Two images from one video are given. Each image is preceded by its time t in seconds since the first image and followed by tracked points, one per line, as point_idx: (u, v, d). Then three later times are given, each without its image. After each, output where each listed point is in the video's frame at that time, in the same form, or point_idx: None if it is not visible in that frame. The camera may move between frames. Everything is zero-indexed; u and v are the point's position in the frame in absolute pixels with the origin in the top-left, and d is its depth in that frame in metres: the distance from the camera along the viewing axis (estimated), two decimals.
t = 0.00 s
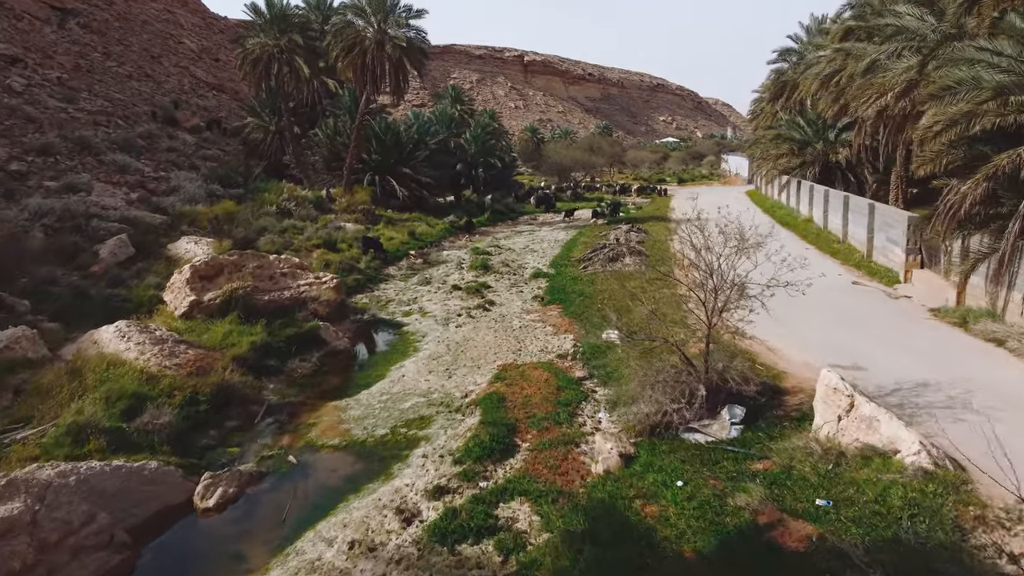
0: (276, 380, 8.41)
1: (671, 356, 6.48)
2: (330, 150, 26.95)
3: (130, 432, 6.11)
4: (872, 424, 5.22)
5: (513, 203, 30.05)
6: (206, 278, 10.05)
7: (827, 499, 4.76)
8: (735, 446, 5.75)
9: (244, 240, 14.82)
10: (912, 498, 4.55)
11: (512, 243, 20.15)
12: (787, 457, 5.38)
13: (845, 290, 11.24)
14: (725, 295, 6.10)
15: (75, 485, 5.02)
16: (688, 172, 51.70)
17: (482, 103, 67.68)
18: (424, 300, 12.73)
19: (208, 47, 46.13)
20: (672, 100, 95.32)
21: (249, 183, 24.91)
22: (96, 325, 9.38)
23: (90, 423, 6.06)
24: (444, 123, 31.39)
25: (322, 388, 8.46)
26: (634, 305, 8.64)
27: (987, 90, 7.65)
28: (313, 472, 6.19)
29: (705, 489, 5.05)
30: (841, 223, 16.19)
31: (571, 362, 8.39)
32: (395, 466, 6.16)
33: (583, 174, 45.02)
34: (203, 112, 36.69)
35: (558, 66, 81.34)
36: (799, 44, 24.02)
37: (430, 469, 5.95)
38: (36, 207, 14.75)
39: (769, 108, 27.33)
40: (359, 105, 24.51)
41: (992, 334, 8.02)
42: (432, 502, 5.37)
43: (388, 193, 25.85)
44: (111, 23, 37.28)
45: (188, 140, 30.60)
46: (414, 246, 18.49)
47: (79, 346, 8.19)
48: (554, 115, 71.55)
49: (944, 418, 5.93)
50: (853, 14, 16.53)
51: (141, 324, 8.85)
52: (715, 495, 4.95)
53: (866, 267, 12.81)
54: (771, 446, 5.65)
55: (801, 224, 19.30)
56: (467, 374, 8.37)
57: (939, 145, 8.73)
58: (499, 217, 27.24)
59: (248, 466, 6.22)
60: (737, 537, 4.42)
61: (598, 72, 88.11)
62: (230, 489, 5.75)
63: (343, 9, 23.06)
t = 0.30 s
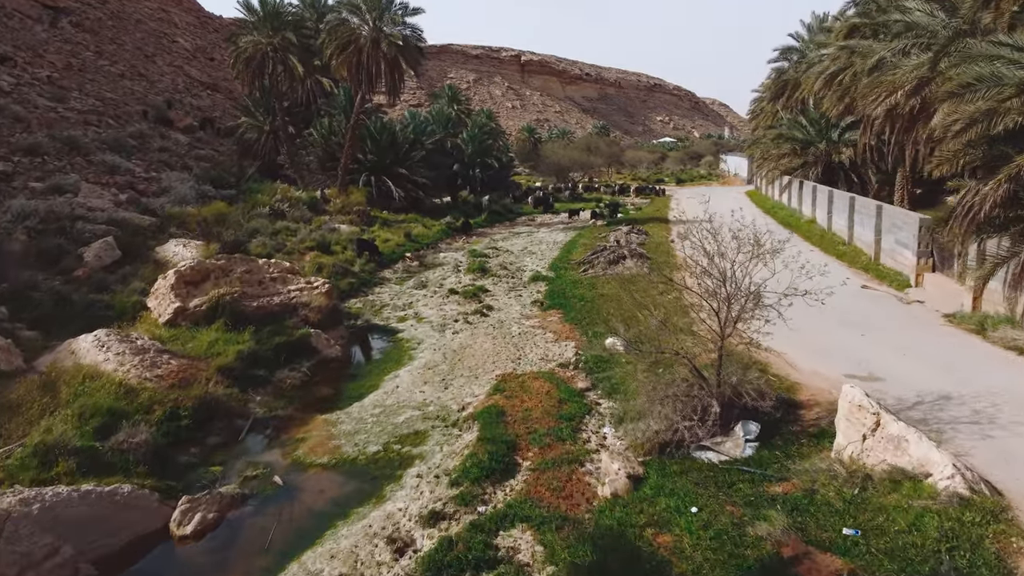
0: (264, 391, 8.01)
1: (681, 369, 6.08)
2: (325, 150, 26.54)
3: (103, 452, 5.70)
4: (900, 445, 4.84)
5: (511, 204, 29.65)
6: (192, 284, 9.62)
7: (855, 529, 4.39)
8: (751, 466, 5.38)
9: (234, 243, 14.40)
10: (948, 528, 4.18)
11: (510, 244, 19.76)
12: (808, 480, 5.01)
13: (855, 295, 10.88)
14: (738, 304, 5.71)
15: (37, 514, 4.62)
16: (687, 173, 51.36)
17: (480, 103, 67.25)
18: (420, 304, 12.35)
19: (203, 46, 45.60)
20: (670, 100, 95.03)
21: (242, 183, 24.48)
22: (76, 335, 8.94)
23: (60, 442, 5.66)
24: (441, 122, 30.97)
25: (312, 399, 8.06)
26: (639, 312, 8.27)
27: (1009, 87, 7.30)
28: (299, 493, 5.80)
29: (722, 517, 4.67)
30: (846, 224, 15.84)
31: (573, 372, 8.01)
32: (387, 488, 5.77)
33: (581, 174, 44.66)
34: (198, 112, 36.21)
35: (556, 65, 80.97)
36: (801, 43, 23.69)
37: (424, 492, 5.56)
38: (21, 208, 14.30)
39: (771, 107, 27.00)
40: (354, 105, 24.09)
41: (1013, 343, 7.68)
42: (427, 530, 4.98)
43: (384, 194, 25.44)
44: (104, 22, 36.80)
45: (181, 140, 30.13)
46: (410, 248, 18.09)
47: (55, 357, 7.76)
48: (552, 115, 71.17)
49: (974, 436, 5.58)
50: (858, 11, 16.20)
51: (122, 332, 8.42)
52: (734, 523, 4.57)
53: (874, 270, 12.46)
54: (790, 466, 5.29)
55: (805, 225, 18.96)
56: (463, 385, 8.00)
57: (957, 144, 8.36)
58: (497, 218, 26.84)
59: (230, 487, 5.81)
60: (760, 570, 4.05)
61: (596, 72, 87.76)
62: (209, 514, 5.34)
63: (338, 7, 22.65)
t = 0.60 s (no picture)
0: (250, 403, 7.65)
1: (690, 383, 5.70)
2: (320, 151, 26.15)
3: (73, 473, 5.32)
4: (928, 467, 4.50)
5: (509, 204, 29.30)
6: (176, 290, 9.23)
7: (884, 560, 4.04)
8: (765, 488, 5.04)
9: (225, 246, 14.00)
10: (985, 562, 3.82)
11: (508, 246, 19.41)
12: (829, 504, 4.67)
13: (864, 299, 10.54)
14: (752, 315, 5.35)
15: None
16: (685, 173, 51.07)
17: (477, 103, 66.84)
18: (415, 309, 11.98)
19: (198, 46, 45.08)
20: (667, 100, 94.76)
21: (235, 184, 24.07)
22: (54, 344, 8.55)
23: (26, 463, 5.28)
24: (438, 122, 30.60)
25: (301, 410, 7.69)
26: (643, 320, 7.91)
27: None
28: (282, 515, 5.43)
29: (738, 547, 4.32)
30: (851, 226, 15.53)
31: (574, 383, 7.66)
32: (377, 511, 5.41)
33: (579, 174, 44.34)
34: (191, 111, 35.74)
35: (553, 65, 80.60)
36: (803, 41, 23.37)
37: (417, 517, 5.20)
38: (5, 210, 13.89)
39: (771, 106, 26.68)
40: (349, 104, 23.70)
41: None
42: (420, 560, 4.63)
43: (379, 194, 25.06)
44: (98, 21, 36.31)
45: (174, 140, 29.68)
46: (405, 250, 17.73)
47: (30, 368, 7.37)
48: (549, 115, 70.83)
49: (1002, 454, 5.24)
50: (863, 8, 15.88)
51: (102, 341, 8.03)
52: (752, 554, 4.23)
53: (882, 273, 12.13)
54: (808, 488, 4.94)
55: (807, 226, 18.65)
56: (459, 396, 7.64)
57: (974, 144, 8.02)
58: (494, 218, 26.49)
59: (209, 510, 5.44)
60: None
61: (593, 72, 87.41)
62: (185, 541, 4.96)
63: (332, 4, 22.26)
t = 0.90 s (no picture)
0: (234, 417, 7.26)
1: (701, 400, 5.34)
2: (314, 151, 25.75)
3: (36, 499, 4.92)
4: (963, 495, 4.06)
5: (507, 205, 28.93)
6: (159, 296, 8.80)
7: None
8: (783, 515, 4.67)
9: (215, 249, 13.58)
10: None
11: (506, 248, 19.03)
12: (855, 536, 4.30)
13: (874, 305, 10.19)
14: (768, 327, 4.98)
15: None
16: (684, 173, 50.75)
17: (474, 103, 66.41)
18: (410, 314, 11.60)
19: (193, 44, 44.58)
20: (665, 100, 94.46)
21: (228, 184, 23.65)
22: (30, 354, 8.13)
23: None
24: (435, 122, 30.23)
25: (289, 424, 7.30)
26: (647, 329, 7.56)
27: None
28: (263, 543, 5.05)
29: None
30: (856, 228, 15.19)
31: (575, 395, 7.27)
32: (364, 540, 5.02)
33: (577, 175, 44.01)
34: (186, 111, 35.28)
35: (551, 65, 80.22)
36: (805, 40, 23.03)
37: (407, 548, 4.83)
38: None
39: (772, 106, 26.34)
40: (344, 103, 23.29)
41: None
42: None
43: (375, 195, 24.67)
44: (91, 19, 35.84)
45: (167, 139, 29.23)
46: (401, 252, 17.34)
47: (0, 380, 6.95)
48: (547, 115, 70.47)
49: None
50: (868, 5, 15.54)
51: (78, 352, 7.62)
52: None
53: (890, 277, 11.78)
54: (830, 515, 4.58)
55: (810, 227, 18.33)
56: (454, 409, 7.26)
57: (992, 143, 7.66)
58: (492, 219, 26.11)
59: (184, 538, 5.05)
60: None
61: (590, 71, 87.07)
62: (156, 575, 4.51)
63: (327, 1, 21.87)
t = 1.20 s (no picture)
0: (218, 432, 6.90)
1: (712, 418, 4.97)
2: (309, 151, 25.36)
3: None
4: (1002, 527, 3.67)
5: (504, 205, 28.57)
6: (141, 303, 8.41)
7: None
8: (803, 544, 4.33)
9: (204, 252, 13.20)
10: None
11: (503, 250, 18.67)
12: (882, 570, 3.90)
13: (884, 311, 9.85)
14: (786, 340, 4.62)
15: None
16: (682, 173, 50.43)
17: (472, 103, 66.02)
18: (404, 320, 11.22)
19: (188, 44, 44.12)
20: (663, 100, 94.14)
21: (221, 185, 23.25)
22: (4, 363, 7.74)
23: None
24: (431, 122, 29.86)
25: (276, 439, 6.94)
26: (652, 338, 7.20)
27: None
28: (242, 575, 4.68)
29: None
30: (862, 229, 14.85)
31: (576, 408, 6.91)
32: (350, 571, 4.66)
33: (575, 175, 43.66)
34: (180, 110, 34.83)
35: (549, 65, 79.84)
36: (807, 39, 22.69)
37: None
38: None
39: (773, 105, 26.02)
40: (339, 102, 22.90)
41: None
42: None
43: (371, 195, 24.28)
44: (84, 18, 35.37)
45: (160, 139, 28.80)
46: (396, 255, 16.97)
47: None
48: (545, 115, 70.11)
49: None
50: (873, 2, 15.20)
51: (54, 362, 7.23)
52: None
53: (899, 281, 11.45)
54: (855, 545, 4.23)
55: (814, 229, 17.99)
56: (449, 423, 6.90)
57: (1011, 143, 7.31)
58: (489, 220, 25.75)
59: (156, 570, 4.68)
60: None
61: (588, 71, 86.73)
62: None
63: None
